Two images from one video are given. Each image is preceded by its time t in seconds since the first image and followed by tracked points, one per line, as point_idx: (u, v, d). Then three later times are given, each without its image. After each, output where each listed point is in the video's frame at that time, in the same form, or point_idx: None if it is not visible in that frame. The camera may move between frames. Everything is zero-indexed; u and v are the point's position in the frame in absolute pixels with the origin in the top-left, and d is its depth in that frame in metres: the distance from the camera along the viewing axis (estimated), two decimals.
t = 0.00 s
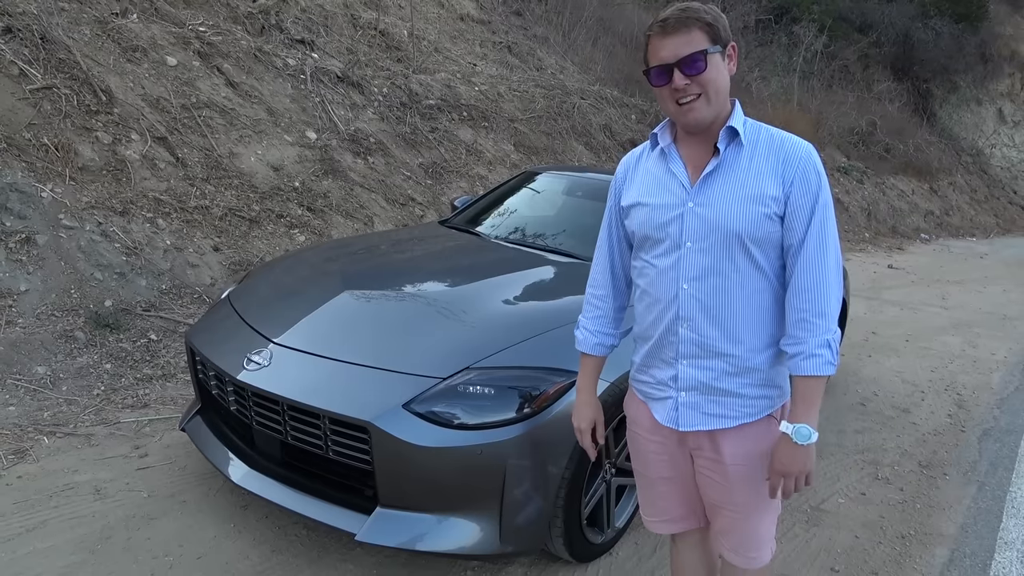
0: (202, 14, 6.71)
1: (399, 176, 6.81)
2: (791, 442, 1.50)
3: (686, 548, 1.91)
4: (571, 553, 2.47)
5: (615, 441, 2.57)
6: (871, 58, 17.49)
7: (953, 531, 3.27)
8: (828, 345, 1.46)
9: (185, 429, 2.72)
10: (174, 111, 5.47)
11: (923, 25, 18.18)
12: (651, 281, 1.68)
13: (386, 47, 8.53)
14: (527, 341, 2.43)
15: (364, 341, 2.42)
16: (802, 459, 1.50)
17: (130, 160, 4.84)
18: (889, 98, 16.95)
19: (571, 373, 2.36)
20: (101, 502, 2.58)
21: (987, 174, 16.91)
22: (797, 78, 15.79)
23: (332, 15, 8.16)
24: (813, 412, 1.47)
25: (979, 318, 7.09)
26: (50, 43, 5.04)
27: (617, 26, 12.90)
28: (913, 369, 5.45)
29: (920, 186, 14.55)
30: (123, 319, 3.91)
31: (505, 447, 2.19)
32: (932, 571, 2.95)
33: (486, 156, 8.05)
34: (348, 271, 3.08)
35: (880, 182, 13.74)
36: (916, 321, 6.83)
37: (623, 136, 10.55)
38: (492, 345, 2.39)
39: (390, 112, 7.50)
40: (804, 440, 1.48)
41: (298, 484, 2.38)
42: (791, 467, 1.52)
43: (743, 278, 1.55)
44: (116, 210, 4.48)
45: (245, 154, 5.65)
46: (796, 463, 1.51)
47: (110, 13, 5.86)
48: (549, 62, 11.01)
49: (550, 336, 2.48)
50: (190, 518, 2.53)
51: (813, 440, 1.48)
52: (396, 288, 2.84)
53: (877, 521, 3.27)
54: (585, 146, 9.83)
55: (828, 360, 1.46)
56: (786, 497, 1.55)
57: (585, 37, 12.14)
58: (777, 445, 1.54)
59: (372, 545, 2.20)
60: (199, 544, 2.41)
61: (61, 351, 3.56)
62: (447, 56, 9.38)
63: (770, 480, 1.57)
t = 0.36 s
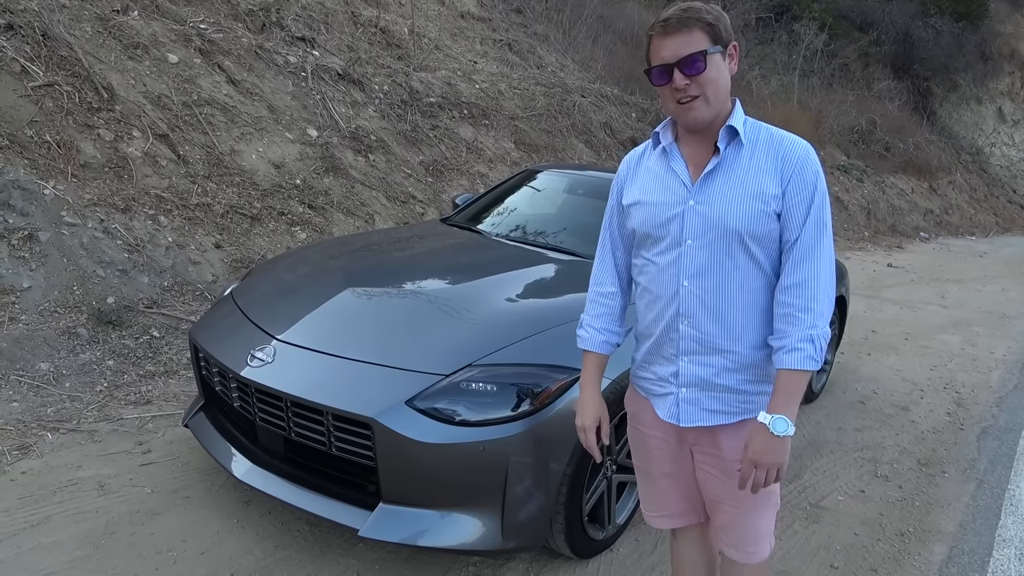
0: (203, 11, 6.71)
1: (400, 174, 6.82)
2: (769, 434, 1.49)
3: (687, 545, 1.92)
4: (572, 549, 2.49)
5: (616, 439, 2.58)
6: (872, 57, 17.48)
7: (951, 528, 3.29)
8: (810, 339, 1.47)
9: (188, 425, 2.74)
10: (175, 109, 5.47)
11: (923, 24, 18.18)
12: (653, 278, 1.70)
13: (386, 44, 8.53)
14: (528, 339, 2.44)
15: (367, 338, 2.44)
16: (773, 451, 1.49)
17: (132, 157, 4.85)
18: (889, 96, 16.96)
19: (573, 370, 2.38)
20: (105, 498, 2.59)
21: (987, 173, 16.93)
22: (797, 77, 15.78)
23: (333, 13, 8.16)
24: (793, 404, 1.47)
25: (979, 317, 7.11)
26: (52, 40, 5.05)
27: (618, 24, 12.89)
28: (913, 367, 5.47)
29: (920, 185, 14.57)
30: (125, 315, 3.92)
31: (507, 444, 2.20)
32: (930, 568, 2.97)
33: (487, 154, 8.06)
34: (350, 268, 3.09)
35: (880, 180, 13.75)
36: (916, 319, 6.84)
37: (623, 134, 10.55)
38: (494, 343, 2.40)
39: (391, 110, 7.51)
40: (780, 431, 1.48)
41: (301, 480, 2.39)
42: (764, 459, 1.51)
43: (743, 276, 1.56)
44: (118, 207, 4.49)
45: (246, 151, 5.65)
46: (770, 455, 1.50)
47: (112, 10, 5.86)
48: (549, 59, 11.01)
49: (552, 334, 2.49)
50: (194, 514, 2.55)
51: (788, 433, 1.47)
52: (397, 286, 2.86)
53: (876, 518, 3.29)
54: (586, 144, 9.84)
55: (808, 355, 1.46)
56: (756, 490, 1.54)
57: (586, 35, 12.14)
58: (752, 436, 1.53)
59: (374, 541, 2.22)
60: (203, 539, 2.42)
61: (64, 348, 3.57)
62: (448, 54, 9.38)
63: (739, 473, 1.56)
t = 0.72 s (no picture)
0: (197, 7, 6.68)
1: (394, 172, 6.81)
2: (790, 444, 1.53)
3: (680, 539, 1.92)
4: (566, 547, 2.50)
5: (609, 437, 2.59)
6: (865, 57, 17.54)
7: (943, 526, 3.31)
8: (817, 345, 1.48)
9: (181, 422, 2.73)
10: (169, 105, 5.45)
11: (916, 24, 18.25)
12: (642, 275, 1.72)
13: (381, 42, 8.51)
14: (522, 337, 2.44)
15: (361, 336, 2.43)
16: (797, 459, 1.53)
17: (125, 154, 4.83)
18: (882, 97, 17.02)
19: (567, 368, 2.38)
20: (97, 496, 2.58)
21: (979, 173, 17.02)
22: (792, 77, 15.80)
23: (328, 10, 8.14)
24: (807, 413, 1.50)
25: (970, 317, 7.15)
26: (45, 36, 5.03)
27: (613, 23, 12.90)
28: (904, 366, 5.50)
29: (912, 185, 14.64)
30: (118, 313, 3.92)
31: (501, 442, 2.20)
32: (922, 566, 2.99)
33: (482, 152, 8.06)
34: (344, 266, 3.09)
35: (873, 180, 13.81)
36: (908, 319, 6.88)
37: (618, 133, 10.56)
38: (488, 341, 2.40)
39: (386, 108, 7.50)
40: (800, 440, 1.52)
41: (295, 478, 2.39)
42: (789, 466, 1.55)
43: (723, 277, 1.57)
44: (111, 204, 4.47)
45: (240, 148, 5.64)
46: (797, 462, 1.53)
47: (105, 6, 5.84)
48: (544, 58, 11.01)
49: (546, 332, 2.50)
50: (187, 511, 2.54)
51: (811, 440, 1.51)
52: (392, 284, 2.85)
53: (868, 516, 3.31)
54: (580, 143, 9.84)
55: (820, 359, 1.47)
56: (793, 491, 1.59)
57: (581, 33, 12.14)
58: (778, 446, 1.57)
59: (368, 539, 2.22)
60: (196, 537, 2.42)
61: (57, 345, 3.56)
62: (443, 52, 9.37)
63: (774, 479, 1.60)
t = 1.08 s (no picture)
0: (191, 6, 6.65)
1: (389, 171, 6.80)
2: (713, 438, 1.49)
3: (678, 536, 1.92)
4: (561, 546, 2.50)
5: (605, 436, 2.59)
6: (859, 57, 17.60)
7: (936, 524, 3.32)
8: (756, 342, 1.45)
9: (176, 422, 2.72)
10: (163, 104, 5.43)
11: (910, 24, 18.32)
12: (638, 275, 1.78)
13: (376, 41, 8.50)
14: (517, 336, 2.45)
15: (356, 335, 2.43)
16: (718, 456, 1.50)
17: (119, 153, 4.81)
18: (876, 97, 17.08)
19: (562, 368, 2.39)
20: (91, 496, 2.57)
21: (972, 173, 17.10)
22: (787, 76, 15.84)
23: (322, 9, 8.12)
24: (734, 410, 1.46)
25: (963, 316, 7.18)
26: (38, 34, 5.01)
27: (608, 22, 12.90)
28: (898, 365, 5.52)
29: (906, 184, 14.70)
30: (112, 312, 3.90)
31: (496, 441, 2.21)
32: (915, 564, 3.00)
33: (477, 152, 8.05)
34: (339, 265, 3.08)
35: (867, 180, 13.86)
36: (902, 317, 6.91)
37: (613, 132, 10.57)
38: (483, 340, 2.40)
39: (381, 107, 7.49)
40: (721, 435, 1.48)
41: (290, 477, 2.39)
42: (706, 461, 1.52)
43: (695, 275, 1.60)
44: (105, 203, 4.45)
45: (234, 147, 5.62)
46: (716, 459, 1.51)
47: (98, 4, 5.81)
48: (539, 57, 11.00)
49: (542, 331, 2.50)
50: (182, 511, 2.54)
51: (732, 438, 1.47)
52: (386, 282, 2.85)
53: (862, 514, 3.32)
54: (575, 142, 9.85)
55: (765, 359, 1.44)
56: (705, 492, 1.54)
57: (576, 32, 12.13)
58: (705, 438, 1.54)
59: (363, 538, 2.22)
60: (190, 537, 2.41)
61: (50, 344, 3.55)
62: (438, 51, 9.35)
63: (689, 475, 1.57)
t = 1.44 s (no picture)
0: (189, 4, 6.65)
1: (387, 170, 6.80)
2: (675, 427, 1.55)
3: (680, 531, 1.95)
4: (559, 544, 2.51)
5: (602, 434, 2.60)
6: (857, 58, 17.63)
7: (931, 523, 3.34)
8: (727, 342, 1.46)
9: (174, 420, 2.72)
10: (161, 103, 5.43)
11: (907, 25, 18.36)
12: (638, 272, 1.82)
13: (374, 40, 8.49)
14: (515, 335, 2.45)
15: (354, 333, 2.44)
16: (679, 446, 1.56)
17: (116, 151, 4.81)
18: (873, 97, 17.12)
19: (560, 366, 2.40)
20: (89, 493, 2.58)
21: (969, 173, 17.15)
22: (785, 76, 15.86)
23: (320, 8, 8.11)
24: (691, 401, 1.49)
25: (959, 316, 7.21)
26: (35, 32, 5.01)
27: (606, 22, 12.90)
28: (895, 364, 5.54)
29: (903, 185, 14.74)
30: (109, 310, 3.90)
31: (494, 439, 2.22)
32: (911, 563, 3.01)
33: (475, 151, 8.06)
34: (337, 264, 3.09)
35: (864, 180, 13.89)
36: (898, 317, 6.93)
37: (610, 132, 10.58)
38: (482, 338, 2.41)
39: (379, 106, 7.49)
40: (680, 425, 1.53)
41: (288, 475, 2.39)
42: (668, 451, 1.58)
43: (680, 272, 1.61)
44: (103, 201, 4.45)
45: (232, 146, 5.62)
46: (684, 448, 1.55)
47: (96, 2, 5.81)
48: (537, 57, 11.01)
49: (541, 329, 2.51)
50: (180, 509, 2.54)
51: (688, 428, 1.52)
52: (384, 281, 2.86)
53: (858, 513, 3.34)
54: (573, 142, 9.86)
55: (728, 356, 1.45)
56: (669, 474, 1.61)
57: (573, 32, 12.14)
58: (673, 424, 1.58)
59: (361, 536, 2.22)
60: (189, 534, 2.42)
61: (48, 342, 3.55)
62: (436, 50, 9.35)
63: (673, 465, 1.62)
